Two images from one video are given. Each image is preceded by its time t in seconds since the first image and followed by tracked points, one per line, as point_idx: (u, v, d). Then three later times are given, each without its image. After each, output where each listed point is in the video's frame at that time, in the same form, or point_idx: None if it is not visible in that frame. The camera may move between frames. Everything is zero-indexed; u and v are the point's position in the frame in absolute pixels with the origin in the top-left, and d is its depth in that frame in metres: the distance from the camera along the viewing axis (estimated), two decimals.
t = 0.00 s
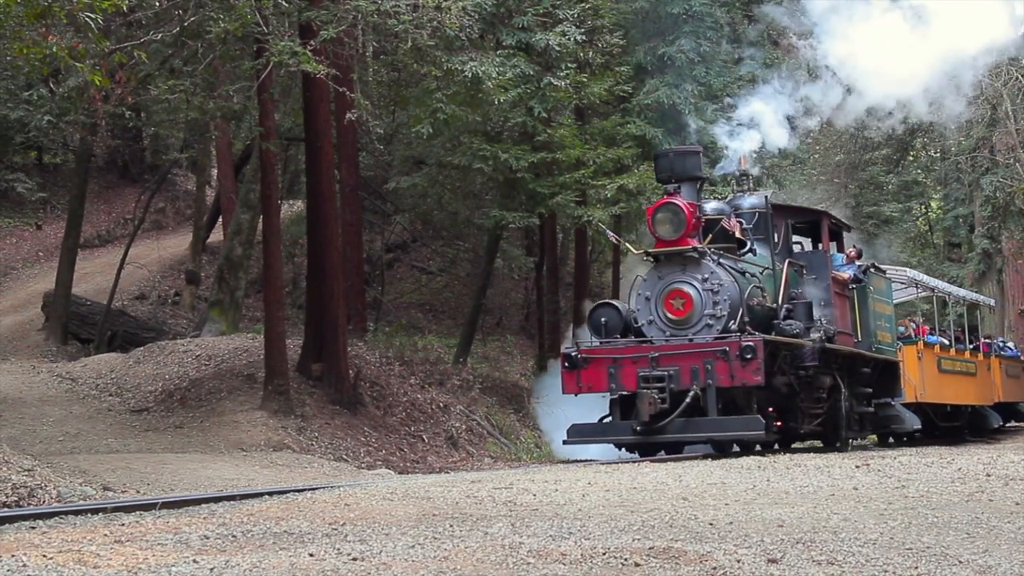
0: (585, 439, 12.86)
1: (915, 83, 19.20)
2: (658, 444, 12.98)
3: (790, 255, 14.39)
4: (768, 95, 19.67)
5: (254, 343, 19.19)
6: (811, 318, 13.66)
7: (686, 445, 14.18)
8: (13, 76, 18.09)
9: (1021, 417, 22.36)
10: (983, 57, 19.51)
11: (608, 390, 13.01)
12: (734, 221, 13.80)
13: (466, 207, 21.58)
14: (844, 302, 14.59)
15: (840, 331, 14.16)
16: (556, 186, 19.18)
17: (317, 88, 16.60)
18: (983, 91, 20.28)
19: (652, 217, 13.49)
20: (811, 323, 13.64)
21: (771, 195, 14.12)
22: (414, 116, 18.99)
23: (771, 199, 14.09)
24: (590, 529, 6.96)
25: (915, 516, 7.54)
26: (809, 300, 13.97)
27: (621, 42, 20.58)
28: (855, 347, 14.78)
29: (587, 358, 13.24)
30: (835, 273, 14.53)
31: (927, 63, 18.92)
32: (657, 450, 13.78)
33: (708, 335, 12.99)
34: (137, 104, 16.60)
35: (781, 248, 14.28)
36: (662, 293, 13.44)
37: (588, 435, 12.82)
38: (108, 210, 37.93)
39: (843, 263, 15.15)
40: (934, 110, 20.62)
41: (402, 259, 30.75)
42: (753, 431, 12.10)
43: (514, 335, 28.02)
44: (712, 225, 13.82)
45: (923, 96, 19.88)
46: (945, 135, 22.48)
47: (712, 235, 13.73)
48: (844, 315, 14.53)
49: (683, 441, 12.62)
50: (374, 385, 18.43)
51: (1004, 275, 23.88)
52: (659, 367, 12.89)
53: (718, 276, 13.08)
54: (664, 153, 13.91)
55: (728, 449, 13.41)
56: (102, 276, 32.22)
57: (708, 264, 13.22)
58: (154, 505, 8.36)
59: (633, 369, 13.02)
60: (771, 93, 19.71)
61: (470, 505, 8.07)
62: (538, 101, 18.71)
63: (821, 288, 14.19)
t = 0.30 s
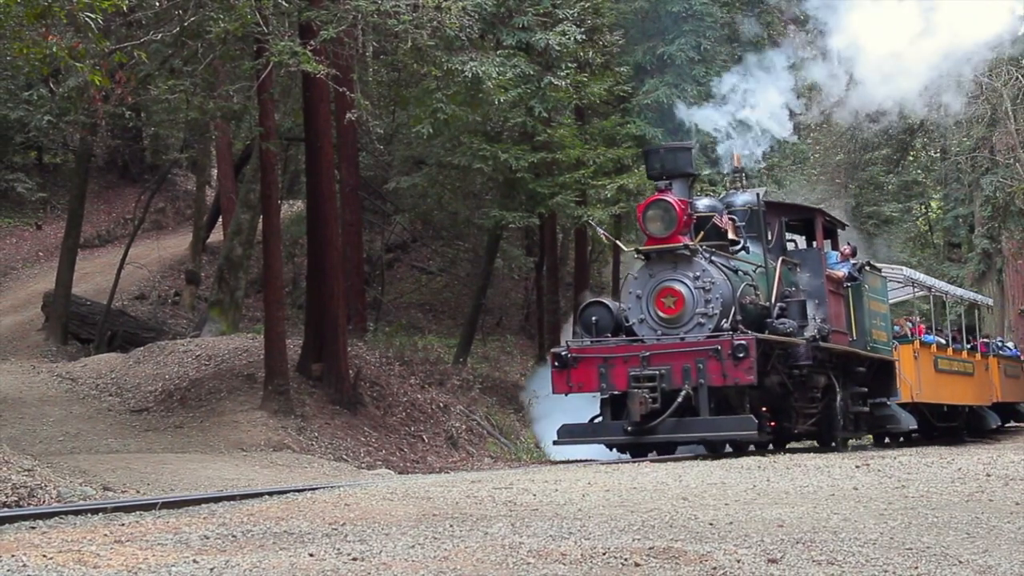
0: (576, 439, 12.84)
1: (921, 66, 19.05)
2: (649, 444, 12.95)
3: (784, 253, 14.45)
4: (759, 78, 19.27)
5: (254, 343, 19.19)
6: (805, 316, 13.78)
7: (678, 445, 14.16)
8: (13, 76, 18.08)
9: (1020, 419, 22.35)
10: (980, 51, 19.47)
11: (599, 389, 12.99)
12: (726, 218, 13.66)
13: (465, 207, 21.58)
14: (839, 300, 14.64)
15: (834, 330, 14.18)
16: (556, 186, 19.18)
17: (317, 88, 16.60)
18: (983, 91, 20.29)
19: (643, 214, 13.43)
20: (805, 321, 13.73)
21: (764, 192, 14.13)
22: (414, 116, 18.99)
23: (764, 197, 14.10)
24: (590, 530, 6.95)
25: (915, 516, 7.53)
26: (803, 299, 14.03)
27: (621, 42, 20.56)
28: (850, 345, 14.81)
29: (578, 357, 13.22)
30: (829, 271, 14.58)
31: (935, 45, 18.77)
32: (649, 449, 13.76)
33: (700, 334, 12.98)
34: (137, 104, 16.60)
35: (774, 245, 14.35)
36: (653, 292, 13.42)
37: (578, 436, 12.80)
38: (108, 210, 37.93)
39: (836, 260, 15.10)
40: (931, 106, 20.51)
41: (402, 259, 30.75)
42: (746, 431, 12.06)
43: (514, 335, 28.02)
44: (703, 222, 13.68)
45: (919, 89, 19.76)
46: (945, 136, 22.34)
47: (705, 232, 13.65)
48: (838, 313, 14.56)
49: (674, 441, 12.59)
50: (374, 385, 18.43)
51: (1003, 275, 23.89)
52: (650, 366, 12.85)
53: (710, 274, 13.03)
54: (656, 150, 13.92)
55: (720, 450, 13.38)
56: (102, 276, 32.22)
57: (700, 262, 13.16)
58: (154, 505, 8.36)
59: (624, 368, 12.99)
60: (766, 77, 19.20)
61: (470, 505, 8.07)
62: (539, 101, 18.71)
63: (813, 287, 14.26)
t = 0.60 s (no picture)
0: (566, 439, 12.75)
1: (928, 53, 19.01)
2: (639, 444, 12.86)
3: (777, 251, 14.48)
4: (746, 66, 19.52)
5: (253, 343, 19.19)
6: (799, 315, 13.84)
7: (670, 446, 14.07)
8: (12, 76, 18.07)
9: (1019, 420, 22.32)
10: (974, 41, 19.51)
11: (589, 388, 12.91)
12: (718, 215, 13.50)
13: (465, 207, 21.58)
14: (833, 299, 14.57)
15: (829, 328, 14.15)
16: (556, 186, 19.17)
17: (316, 88, 16.59)
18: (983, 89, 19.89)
19: (635, 211, 13.32)
20: (798, 320, 13.79)
21: (757, 189, 14.17)
22: (414, 116, 18.99)
23: (757, 194, 14.14)
24: (590, 530, 6.96)
25: (915, 516, 7.54)
26: (797, 297, 14.06)
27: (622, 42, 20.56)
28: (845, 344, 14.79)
29: (568, 356, 13.14)
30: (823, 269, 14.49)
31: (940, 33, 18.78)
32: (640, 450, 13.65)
33: (692, 332, 12.93)
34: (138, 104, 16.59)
35: (768, 242, 14.41)
36: (645, 290, 13.38)
37: (568, 436, 12.71)
38: (108, 210, 37.94)
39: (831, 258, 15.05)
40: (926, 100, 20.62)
41: (402, 258, 30.74)
42: (738, 431, 11.99)
43: (514, 335, 28.01)
44: (696, 219, 13.49)
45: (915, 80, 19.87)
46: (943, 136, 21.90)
47: (697, 229, 13.46)
48: (833, 312, 14.57)
49: (666, 441, 12.50)
50: (374, 386, 18.44)
51: (1004, 275, 23.90)
52: (641, 365, 12.78)
53: (702, 272, 12.99)
54: (646, 146, 13.78)
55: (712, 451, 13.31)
56: (102, 276, 32.22)
57: (692, 260, 13.11)
58: (154, 505, 8.36)
59: (615, 368, 12.91)
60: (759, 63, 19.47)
61: (470, 505, 8.07)
62: (539, 101, 18.71)
63: (807, 285, 14.18)
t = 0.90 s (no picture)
0: (556, 440, 12.61)
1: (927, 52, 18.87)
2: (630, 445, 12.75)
3: (771, 249, 14.40)
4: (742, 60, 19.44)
5: (254, 343, 19.19)
6: (792, 314, 13.67)
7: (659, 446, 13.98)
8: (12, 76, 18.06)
9: (1018, 420, 22.29)
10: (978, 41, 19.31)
11: (580, 388, 12.77)
12: (710, 212, 13.54)
13: (465, 207, 21.58)
14: (828, 297, 14.57)
15: (823, 327, 14.14)
16: (556, 186, 19.17)
17: (317, 88, 16.59)
18: (982, 89, 19.74)
19: (626, 209, 13.25)
20: (792, 318, 13.63)
21: (750, 185, 14.10)
22: (414, 116, 18.98)
23: (750, 190, 14.07)
24: (590, 529, 6.96)
25: (915, 516, 7.54)
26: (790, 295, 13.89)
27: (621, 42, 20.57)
28: (839, 343, 14.77)
29: (558, 355, 12.99)
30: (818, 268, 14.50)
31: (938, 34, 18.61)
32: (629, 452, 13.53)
33: (684, 331, 12.89)
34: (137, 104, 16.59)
35: (762, 240, 14.35)
36: (636, 289, 13.31)
37: (558, 436, 12.56)
38: (108, 210, 37.94)
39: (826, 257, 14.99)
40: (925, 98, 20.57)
41: (402, 259, 30.74)
42: (732, 431, 11.94)
43: (514, 335, 28.00)
44: (687, 217, 13.57)
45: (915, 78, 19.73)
46: (944, 136, 21.92)
47: (688, 227, 13.49)
48: (828, 311, 14.53)
49: (657, 441, 12.40)
50: (374, 386, 18.44)
51: (1004, 275, 23.91)
52: (632, 365, 12.68)
53: (693, 270, 12.93)
54: (638, 143, 13.63)
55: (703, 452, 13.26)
56: (102, 276, 32.22)
57: (683, 258, 13.05)
58: (154, 505, 8.35)
59: (606, 367, 12.80)
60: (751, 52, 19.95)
61: (470, 505, 8.07)
62: (539, 100, 18.70)
63: (800, 283, 14.24)
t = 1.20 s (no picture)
0: (546, 440, 12.59)
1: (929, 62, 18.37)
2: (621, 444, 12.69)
3: (765, 246, 14.33)
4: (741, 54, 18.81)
5: (253, 343, 19.19)
6: (786, 312, 13.56)
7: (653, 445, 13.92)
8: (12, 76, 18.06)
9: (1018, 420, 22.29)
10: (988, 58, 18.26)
11: (570, 388, 12.75)
12: (701, 210, 13.44)
13: (465, 207, 21.58)
14: (822, 296, 14.52)
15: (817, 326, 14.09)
16: (556, 186, 19.17)
17: (316, 88, 16.59)
18: (983, 89, 19.45)
19: (616, 206, 13.24)
20: (785, 317, 13.51)
21: (743, 182, 13.93)
22: (414, 116, 18.99)
23: (743, 187, 13.89)
24: (591, 530, 6.96)
25: (915, 516, 7.54)
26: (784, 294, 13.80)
27: (622, 42, 20.57)
28: (834, 342, 14.72)
29: (548, 355, 12.97)
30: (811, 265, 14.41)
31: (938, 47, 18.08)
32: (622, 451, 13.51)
33: (675, 330, 12.80)
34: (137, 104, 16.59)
35: (755, 238, 14.21)
36: (627, 287, 13.23)
37: (548, 437, 12.54)
38: (108, 210, 37.93)
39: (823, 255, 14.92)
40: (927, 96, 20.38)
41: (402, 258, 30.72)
42: (724, 431, 11.88)
43: (514, 335, 28.00)
44: (679, 214, 13.48)
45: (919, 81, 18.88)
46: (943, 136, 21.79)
47: (680, 224, 13.44)
48: (823, 309, 14.47)
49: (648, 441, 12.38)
50: (374, 386, 18.47)
51: (1003, 275, 23.93)
52: (622, 364, 12.60)
53: (685, 268, 12.84)
54: (628, 139, 13.52)
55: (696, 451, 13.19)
56: (102, 276, 32.23)
57: (675, 256, 12.96)
58: (154, 505, 8.35)
59: (596, 366, 12.74)
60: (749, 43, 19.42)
61: (470, 505, 8.07)
62: (539, 100, 18.72)
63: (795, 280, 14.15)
